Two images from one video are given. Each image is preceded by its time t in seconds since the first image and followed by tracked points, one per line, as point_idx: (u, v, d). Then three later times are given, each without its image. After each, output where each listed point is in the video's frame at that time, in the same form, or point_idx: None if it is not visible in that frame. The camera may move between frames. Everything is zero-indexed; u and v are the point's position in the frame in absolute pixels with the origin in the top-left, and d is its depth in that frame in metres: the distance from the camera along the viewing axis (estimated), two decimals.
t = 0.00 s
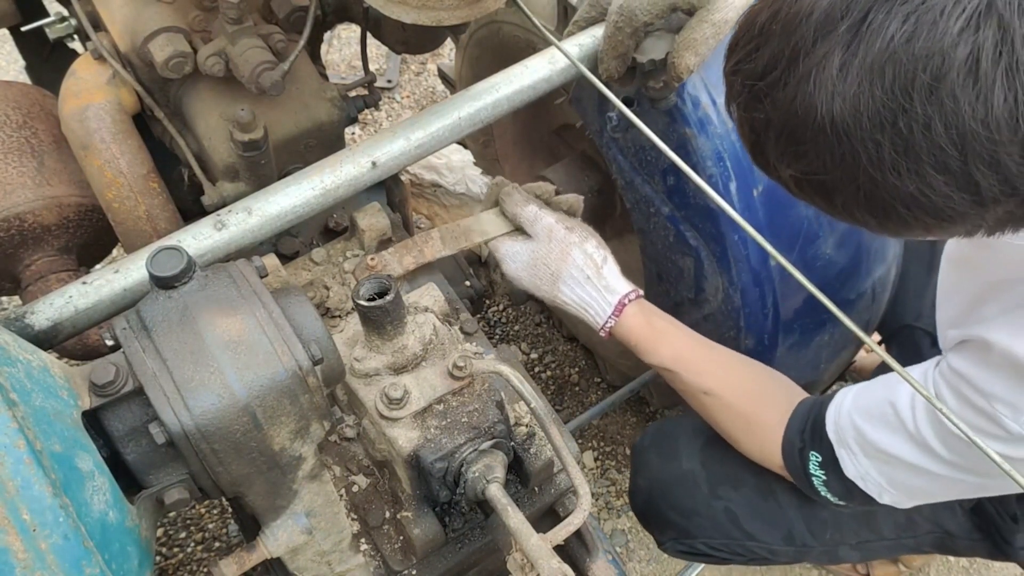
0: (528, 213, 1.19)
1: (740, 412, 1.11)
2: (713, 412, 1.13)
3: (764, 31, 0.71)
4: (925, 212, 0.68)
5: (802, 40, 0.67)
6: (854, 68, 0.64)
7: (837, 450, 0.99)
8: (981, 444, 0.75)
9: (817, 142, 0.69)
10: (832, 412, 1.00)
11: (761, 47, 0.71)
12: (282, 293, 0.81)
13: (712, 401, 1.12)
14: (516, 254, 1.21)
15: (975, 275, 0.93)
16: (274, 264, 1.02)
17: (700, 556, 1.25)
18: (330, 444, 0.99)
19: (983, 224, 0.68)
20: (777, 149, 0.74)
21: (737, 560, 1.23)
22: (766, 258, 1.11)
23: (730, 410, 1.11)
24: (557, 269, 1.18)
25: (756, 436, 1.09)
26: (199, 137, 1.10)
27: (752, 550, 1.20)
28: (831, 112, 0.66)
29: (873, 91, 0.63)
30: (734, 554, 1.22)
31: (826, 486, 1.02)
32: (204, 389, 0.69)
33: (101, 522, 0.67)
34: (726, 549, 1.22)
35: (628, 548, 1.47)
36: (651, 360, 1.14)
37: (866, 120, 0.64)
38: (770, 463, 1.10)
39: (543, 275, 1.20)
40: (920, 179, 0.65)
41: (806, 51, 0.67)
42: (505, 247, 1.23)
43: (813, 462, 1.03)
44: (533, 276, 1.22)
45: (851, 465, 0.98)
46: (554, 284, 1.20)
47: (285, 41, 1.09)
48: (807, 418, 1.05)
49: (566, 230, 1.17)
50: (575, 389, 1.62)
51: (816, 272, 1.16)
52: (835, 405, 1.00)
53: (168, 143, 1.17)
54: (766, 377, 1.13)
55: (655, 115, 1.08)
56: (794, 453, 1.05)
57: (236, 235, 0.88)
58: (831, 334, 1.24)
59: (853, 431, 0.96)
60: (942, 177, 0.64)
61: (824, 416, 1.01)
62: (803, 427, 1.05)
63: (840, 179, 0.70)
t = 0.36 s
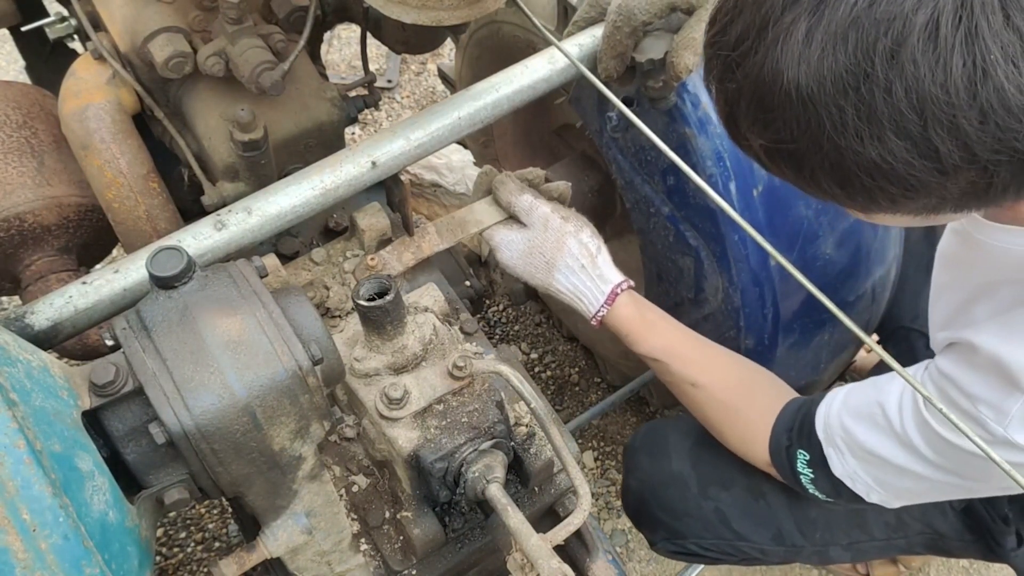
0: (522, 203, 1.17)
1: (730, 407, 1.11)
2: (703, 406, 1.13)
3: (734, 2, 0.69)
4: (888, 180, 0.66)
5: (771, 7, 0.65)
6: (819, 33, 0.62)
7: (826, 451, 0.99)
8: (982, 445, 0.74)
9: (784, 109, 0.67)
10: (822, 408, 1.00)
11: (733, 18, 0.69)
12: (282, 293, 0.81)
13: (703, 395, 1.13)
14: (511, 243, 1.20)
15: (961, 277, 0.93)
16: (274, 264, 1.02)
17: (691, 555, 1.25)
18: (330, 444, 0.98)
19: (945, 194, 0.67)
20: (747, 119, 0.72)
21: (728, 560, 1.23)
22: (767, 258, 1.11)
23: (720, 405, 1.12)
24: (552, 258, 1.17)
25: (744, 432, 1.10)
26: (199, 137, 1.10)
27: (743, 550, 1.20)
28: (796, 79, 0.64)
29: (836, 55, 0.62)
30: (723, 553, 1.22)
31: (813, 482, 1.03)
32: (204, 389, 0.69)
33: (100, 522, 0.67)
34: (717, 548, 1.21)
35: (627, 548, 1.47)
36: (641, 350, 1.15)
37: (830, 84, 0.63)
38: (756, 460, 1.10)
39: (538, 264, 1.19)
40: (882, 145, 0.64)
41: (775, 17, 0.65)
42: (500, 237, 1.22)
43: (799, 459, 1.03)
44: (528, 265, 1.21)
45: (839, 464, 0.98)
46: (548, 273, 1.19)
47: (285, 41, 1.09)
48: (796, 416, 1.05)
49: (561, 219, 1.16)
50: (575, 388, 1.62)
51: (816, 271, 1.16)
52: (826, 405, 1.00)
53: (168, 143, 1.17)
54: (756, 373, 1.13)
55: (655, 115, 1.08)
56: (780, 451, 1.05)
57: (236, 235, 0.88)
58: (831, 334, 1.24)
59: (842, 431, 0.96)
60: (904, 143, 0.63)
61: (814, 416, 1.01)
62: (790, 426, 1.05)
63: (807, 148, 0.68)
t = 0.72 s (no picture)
0: (519, 201, 1.17)
1: (724, 409, 1.11)
2: (698, 409, 1.13)
3: None
4: (884, 163, 0.66)
5: None
6: (815, 14, 0.62)
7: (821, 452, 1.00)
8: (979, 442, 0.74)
9: (781, 92, 0.67)
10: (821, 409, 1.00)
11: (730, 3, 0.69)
12: (282, 293, 0.81)
13: (697, 399, 1.13)
14: (506, 242, 1.20)
15: (961, 275, 0.93)
16: (274, 264, 1.02)
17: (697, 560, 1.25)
18: (330, 444, 0.99)
19: (940, 176, 0.66)
20: (743, 103, 0.72)
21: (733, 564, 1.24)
22: (766, 258, 1.11)
23: (715, 410, 1.12)
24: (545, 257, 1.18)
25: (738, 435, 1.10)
26: (199, 137, 1.10)
27: (747, 552, 1.20)
28: (793, 61, 0.64)
29: (832, 37, 0.62)
30: (729, 557, 1.23)
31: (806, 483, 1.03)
32: (204, 390, 0.69)
33: (100, 522, 0.67)
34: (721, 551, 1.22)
35: (627, 548, 1.47)
36: (635, 352, 1.15)
37: (825, 66, 0.63)
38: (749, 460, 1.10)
39: (531, 264, 1.20)
40: (877, 126, 0.63)
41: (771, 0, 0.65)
42: (495, 237, 1.20)
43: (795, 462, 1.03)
44: (521, 264, 1.21)
45: (837, 465, 0.98)
46: (541, 272, 1.20)
47: (285, 41, 1.09)
48: (796, 417, 1.05)
49: (556, 220, 1.17)
50: (575, 388, 1.62)
51: (815, 271, 1.16)
52: (824, 405, 1.00)
53: (168, 143, 1.17)
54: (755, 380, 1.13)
55: (655, 115, 1.08)
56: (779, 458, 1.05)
57: (236, 235, 0.88)
58: (831, 335, 1.24)
59: (840, 431, 0.97)
60: (899, 124, 0.63)
61: (812, 416, 1.02)
62: (787, 428, 1.05)
63: (803, 132, 0.68)
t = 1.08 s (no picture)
0: (527, 212, 1.18)
1: (730, 415, 1.11)
2: (704, 417, 1.13)
3: None
4: (899, 151, 0.66)
5: None
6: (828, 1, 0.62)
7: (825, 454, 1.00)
8: (979, 442, 0.74)
9: (794, 80, 0.67)
10: (824, 411, 1.00)
11: None
12: (282, 293, 0.81)
13: (703, 406, 1.13)
14: (512, 252, 1.20)
15: (961, 272, 0.93)
16: (274, 264, 1.02)
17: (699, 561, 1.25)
18: (330, 444, 0.99)
19: (954, 164, 0.66)
20: (755, 92, 0.71)
21: (734, 564, 1.23)
22: (766, 258, 1.11)
23: (721, 416, 1.11)
24: (551, 270, 1.17)
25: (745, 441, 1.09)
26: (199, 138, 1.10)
27: (749, 554, 1.20)
28: (807, 48, 0.64)
29: (847, 22, 0.62)
30: (731, 558, 1.22)
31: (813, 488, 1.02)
32: (204, 390, 0.69)
33: (100, 522, 0.67)
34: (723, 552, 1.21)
35: (626, 548, 1.47)
36: (642, 365, 1.15)
37: (839, 51, 0.63)
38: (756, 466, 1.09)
39: (536, 276, 1.19)
40: (891, 112, 0.63)
41: None
42: (500, 245, 1.21)
43: (802, 466, 1.03)
44: (525, 275, 1.21)
45: (841, 467, 0.98)
46: (546, 285, 1.19)
47: (285, 41, 1.09)
48: (800, 419, 1.05)
49: (563, 232, 1.17)
50: (575, 388, 1.62)
51: (815, 271, 1.16)
52: (827, 407, 1.00)
53: (168, 143, 1.17)
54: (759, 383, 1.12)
55: (656, 115, 1.08)
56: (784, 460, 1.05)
57: (236, 235, 0.88)
58: (831, 335, 1.24)
59: (844, 433, 0.97)
60: (913, 109, 0.63)
61: (815, 418, 1.02)
62: (794, 430, 1.05)
63: (816, 119, 0.68)
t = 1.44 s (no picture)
0: (536, 224, 1.18)
1: (738, 422, 1.11)
2: (713, 425, 1.13)
3: None
4: (915, 163, 0.66)
5: None
6: (842, 13, 0.62)
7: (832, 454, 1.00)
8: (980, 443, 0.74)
9: (807, 94, 0.67)
10: (830, 413, 1.00)
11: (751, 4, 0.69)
12: (282, 293, 0.81)
13: (711, 414, 1.13)
14: (517, 265, 1.19)
15: (964, 273, 0.93)
16: (274, 264, 1.02)
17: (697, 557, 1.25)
18: (330, 444, 0.99)
19: (969, 175, 0.66)
20: (765, 105, 0.71)
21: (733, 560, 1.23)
22: (766, 258, 1.11)
23: (730, 423, 1.12)
24: (555, 286, 1.17)
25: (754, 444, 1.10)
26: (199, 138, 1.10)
27: (749, 552, 1.20)
28: (820, 62, 0.64)
29: (861, 35, 0.62)
30: (731, 555, 1.22)
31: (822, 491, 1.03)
32: (204, 390, 0.69)
33: (101, 522, 0.67)
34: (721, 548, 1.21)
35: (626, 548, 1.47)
36: (650, 382, 1.15)
37: (854, 64, 0.63)
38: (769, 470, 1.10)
39: (540, 290, 1.19)
40: (907, 125, 0.63)
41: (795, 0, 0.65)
42: (505, 258, 1.20)
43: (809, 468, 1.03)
44: (529, 289, 1.20)
45: (847, 468, 0.98)
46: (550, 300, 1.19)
47: (285, 41, 1.09)
48: (806, 420, 1.05)
49: (569, 247, 1.17)
50: (575, 388, 1.62)
51: (815, 271, 1.16)
52: (830, 408, 1.00)
53: (168, 143, 1.17)
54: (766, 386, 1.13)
55: (656, 115, 1.08)
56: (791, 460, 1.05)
57: (236, 235, 0.88)
58: (831, 335, 1.24)
59: (849, 434, 0.97)
60: (929, 122, 0.63)
61: (819, 419, 1.02)
62: (801, 431, 1.05)
63: (829, 132, 0.68)
